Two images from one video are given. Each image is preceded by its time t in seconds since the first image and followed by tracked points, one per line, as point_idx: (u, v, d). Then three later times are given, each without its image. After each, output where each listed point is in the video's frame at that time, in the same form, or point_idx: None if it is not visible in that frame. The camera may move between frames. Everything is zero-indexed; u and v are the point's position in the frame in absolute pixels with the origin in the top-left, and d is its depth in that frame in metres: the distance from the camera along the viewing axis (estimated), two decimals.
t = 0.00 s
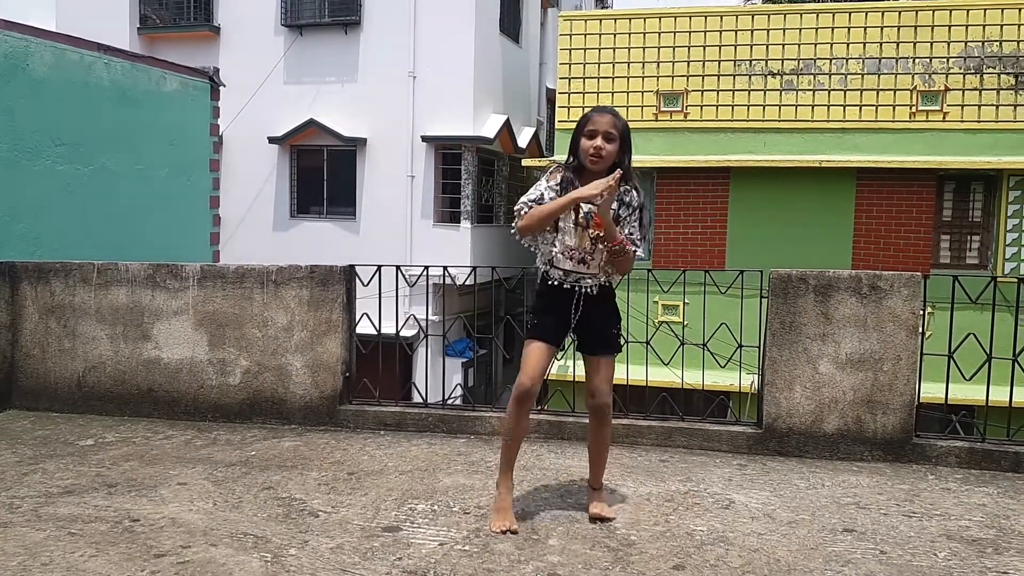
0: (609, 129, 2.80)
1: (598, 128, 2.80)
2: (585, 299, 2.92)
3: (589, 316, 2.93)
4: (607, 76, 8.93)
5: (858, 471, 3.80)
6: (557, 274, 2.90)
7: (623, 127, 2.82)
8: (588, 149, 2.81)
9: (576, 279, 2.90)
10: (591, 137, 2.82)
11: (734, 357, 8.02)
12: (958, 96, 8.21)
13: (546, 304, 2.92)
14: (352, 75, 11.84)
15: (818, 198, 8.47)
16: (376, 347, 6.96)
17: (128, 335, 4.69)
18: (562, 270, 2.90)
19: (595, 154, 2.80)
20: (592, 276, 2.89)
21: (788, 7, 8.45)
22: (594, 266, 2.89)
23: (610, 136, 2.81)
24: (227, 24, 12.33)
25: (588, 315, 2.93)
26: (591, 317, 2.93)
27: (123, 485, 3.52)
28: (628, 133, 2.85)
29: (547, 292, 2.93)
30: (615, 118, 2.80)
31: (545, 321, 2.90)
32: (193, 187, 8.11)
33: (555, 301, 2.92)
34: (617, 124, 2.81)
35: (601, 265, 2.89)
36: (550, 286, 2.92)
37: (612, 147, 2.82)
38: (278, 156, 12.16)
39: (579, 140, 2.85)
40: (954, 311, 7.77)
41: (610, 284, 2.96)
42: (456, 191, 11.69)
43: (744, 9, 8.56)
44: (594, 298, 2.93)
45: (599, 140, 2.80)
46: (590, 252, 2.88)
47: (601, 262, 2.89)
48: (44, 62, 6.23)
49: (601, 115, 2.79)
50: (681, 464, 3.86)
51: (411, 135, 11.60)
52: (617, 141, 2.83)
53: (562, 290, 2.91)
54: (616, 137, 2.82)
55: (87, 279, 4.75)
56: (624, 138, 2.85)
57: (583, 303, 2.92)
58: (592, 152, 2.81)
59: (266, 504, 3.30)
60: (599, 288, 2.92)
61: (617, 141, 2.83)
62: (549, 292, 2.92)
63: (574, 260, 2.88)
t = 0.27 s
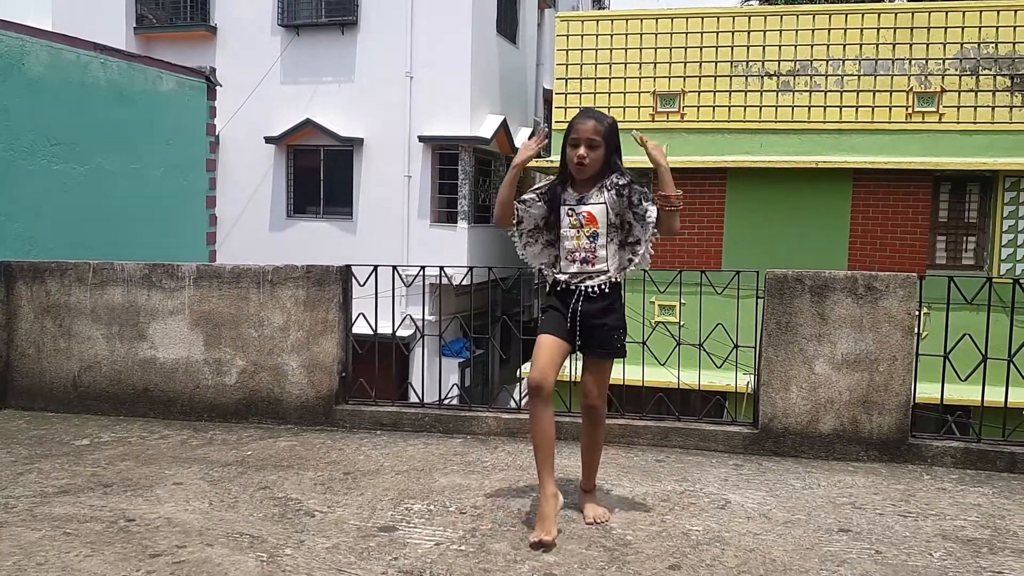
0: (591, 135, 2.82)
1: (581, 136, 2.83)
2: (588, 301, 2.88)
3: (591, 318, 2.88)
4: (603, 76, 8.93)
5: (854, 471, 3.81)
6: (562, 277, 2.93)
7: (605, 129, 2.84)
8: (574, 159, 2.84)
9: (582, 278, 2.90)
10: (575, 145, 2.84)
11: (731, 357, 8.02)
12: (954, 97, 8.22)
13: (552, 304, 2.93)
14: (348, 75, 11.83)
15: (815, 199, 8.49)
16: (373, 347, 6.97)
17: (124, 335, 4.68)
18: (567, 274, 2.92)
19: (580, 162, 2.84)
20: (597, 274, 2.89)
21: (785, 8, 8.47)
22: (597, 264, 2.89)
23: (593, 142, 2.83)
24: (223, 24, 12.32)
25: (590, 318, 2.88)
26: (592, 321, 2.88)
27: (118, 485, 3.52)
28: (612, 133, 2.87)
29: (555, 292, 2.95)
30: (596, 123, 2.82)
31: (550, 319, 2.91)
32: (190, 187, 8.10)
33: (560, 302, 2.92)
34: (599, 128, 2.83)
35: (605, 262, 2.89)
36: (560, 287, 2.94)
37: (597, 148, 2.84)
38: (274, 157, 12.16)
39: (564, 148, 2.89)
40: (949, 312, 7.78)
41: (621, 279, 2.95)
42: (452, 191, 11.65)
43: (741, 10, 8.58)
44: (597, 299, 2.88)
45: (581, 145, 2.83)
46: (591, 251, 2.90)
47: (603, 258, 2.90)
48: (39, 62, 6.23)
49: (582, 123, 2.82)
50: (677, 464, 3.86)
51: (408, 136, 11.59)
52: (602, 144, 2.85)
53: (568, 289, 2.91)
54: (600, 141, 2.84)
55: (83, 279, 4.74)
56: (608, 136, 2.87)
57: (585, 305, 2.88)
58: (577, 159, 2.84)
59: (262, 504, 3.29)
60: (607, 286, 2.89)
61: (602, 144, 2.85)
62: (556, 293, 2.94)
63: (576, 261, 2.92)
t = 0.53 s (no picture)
0: (579, 132, 2.80)
1: (569, 135, 2.81)
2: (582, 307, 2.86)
3: (587, 326, 2.87)
4: (602, 75, 8.94)
5: (851, 470, 3.81)
6: (558, 271, 2.87)
7: (593, 124, 2.82)
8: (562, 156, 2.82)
9: (581, 270, 2.83)
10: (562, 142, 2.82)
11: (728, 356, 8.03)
12: (952, 97, 8.23)
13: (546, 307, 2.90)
14: (347, 73, 11.82)
15: (813, 199, 8.50)
16: (371, 345, 6.96)
17: (122, 333, 4.68)
18: (563, 267, 2.86)
19: (569, 160, 2.82)
20: (594, 263, 2.83)
21: (783, 7, 8.48)
22: (594, 252, 2.84)
23: (581, 139, 2.81)
24: (221, 22, 12.31)
25: (585, 326, 2.87)
26: (588, 328, 2.87)
27: (116, 484, 3.51)
28: (604, 126, 2.85)
29: (549, 291, 2.91)
30: (583, 120, 2.80)
31: (546, 325, 2.89)
32: (187, 185, 8.09)
33: (554, 305, 2.90)
34: (587, 126, 2.81)
35: (601, 250, 2.84)
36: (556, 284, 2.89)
37: (581, 147, 2.82)
38: (273, 155, 12.15)
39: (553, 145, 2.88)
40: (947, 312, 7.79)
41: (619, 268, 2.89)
42: (451, 190, 11.65)
43: (739, 9, 8.59)
44: (590, 306, 2.86)
45: (569, 140, 2.81)
46: (586, 239, 2.85)
47: (599, 246, 2.85)
48: (37, 60, 6.22)
49: (568, 119, 2.80)
50: (674, 463, 3.87)
51: (406, 135, 11.58)
52: (591, 141, 2.83)
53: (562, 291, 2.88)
54: (589, 137, 2.81)
55: (80, 277, 4.73)
56: (597, 132, 2.84)
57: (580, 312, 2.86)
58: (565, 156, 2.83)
59: (259, 502, 3.29)
60: (608, 277, 2.84)
61: (591, 140, 2.82)
62: (550, 293, 2.90)
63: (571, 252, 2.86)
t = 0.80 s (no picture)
0: (576, 130, 2.76)
1: (564, 132, 2.75)
2: (568, 307, 2.77)
3: (575, 327, 2.78)
4: (603, 74, 8.93)
5: (854, 468, 3.81)
6: (544, 269, 2.77)
7: (589, 124, 2.78)
8: (555, 153, 2.77)
9: (568, 267, 2.74)
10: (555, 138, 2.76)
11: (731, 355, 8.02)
12: (954, 95, 8.21)
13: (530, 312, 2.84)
14: (348, 72, 11.82)
15: (815, 197, 8.49)
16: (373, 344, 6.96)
17: (124, 332, 4.68)
18: (549, 264, 2.76)
19: (563, 156, 2.76)
20: (581, 261, 2.75)
21: (784, 5, 8.46)
22: (582, 249, 2.75)
23: (577, 137, 2.77)
24: (222, 21, 12.31)
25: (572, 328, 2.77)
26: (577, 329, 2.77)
27: (119, 482, 3.52)
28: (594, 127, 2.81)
29: (533, 294, 2.83)
30: (580, 118, 2.76)
31: (532, 331, 2.83)
32: (190, 185, 8.09)
33: (538, 310, 2.82)
34: (582, 124, 2.77)
35: (589, 247, 2.76)
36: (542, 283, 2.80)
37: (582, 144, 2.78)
38: (274, 154, 12.15)
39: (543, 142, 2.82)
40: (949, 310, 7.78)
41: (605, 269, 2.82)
42: (452, 189, 11.63)
43: (741, 7, 8.57)
44: (577, 307, 2.77)
45: (563, 136, 2.75)
46: (575, 236, 2.76)
47: (587, 244, 2.76)
48: (39, 59, 6.23)
49: (563, 115, 2.74)
50: (677, 462, 3.86)
51: (408, 134, 11.58)
52: (585, 142, 2.79)
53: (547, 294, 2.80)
54: (584, 138, 2.78)
55: (83, 276, 4.74)
56: (590, 131, 2.80)
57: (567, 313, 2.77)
58: (558, 152, 2.77)
59: (262, 501, 3.30)
60: (590, 276, 2.76)
61: (584, 140, 2.79)
62: (534, 298, 2.83)
63: (558, 249, 2.76)
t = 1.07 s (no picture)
0: (569, 120, 2.63)
1: (557, 123, 2.63)
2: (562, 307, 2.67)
3: (569, 325, 2.66)
4: (606, 75, 8.93)
5: (857, 470, 3.80)
6: (538, 271, 2.66)
7: (583, 114, 2.66)
8: (553, 146, 2.64)
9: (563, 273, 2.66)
10: (555, 133, 2.63)
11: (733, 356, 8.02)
12: (957, 96, 8.20)
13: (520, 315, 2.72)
14: (350, 73, 11.83)
15: (817, 199, 8.49)
16: (376, 345, 6.96)
17: (127, 333, 4.69)
18: (544, 266, 2.66)
19: (559, 148, 2.63)
20: (576, 267, 2.68)
21: (787, 6, 8.47)
22: (578, 255, 2.68)
23: (572, 128, 2.64)
24: (225, 22, 12.32)
25: (566, 326, 2.65)
26: (571, 327, 2.65)
27: (121, 484, 3.52)
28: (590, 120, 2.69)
29: (524, 296, 2.71)
30: (573, 107, 2.63)
31: (524, 336, 2.71)
32: (192, 185, 8.10)
33: (529, 312, 2.70)
34: (575, 113, 2.64)
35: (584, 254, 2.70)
36: (535, 285, 2.67)
37: (575, 135, 2.65)
38: (277, 155, 12.16)
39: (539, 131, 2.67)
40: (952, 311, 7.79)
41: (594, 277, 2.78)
42: (455, 190, 11.64)
43: (743, 8, 8.58)
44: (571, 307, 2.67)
45: (563, 131, 2.63)
46: (572, 241, 2.68)
47: (583, 250, 2.70)
48: (42, 60, 6.24)
49: (560, 108, 2.62)
50: (679, 464, 3.86)
51: (411, 135, 11.60)
52: (580, 132, 2.66)
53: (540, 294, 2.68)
54: (578, 127, 2.65)
55: (86, 277, 4.74)
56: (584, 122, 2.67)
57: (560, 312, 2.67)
58: (556, 145, 2.63)
59: (264, 502, 3.30)
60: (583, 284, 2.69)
61: (579, 129, 2.65)
62: (527, 302, 2.70)
63: (555, 252, 2.66)
